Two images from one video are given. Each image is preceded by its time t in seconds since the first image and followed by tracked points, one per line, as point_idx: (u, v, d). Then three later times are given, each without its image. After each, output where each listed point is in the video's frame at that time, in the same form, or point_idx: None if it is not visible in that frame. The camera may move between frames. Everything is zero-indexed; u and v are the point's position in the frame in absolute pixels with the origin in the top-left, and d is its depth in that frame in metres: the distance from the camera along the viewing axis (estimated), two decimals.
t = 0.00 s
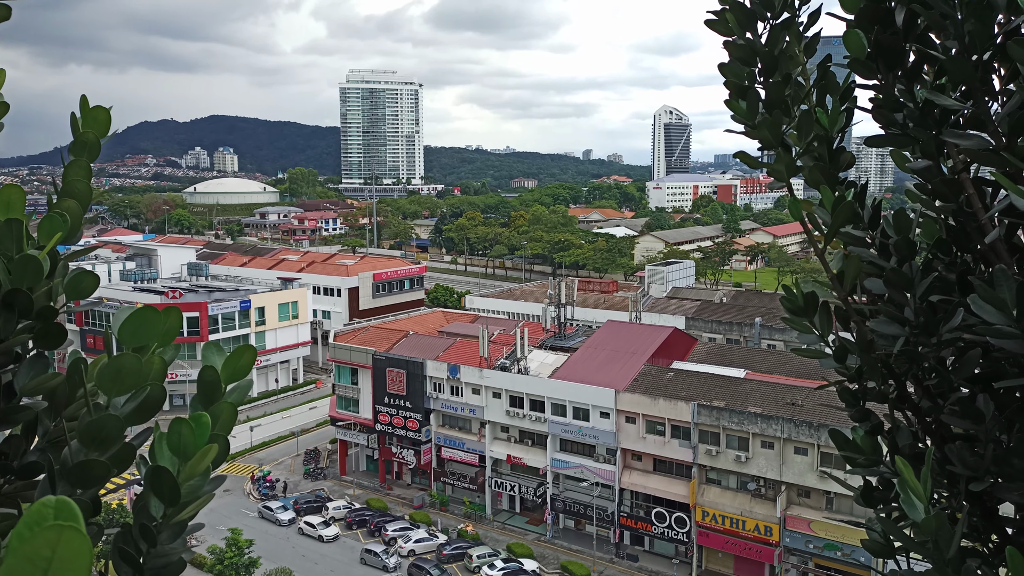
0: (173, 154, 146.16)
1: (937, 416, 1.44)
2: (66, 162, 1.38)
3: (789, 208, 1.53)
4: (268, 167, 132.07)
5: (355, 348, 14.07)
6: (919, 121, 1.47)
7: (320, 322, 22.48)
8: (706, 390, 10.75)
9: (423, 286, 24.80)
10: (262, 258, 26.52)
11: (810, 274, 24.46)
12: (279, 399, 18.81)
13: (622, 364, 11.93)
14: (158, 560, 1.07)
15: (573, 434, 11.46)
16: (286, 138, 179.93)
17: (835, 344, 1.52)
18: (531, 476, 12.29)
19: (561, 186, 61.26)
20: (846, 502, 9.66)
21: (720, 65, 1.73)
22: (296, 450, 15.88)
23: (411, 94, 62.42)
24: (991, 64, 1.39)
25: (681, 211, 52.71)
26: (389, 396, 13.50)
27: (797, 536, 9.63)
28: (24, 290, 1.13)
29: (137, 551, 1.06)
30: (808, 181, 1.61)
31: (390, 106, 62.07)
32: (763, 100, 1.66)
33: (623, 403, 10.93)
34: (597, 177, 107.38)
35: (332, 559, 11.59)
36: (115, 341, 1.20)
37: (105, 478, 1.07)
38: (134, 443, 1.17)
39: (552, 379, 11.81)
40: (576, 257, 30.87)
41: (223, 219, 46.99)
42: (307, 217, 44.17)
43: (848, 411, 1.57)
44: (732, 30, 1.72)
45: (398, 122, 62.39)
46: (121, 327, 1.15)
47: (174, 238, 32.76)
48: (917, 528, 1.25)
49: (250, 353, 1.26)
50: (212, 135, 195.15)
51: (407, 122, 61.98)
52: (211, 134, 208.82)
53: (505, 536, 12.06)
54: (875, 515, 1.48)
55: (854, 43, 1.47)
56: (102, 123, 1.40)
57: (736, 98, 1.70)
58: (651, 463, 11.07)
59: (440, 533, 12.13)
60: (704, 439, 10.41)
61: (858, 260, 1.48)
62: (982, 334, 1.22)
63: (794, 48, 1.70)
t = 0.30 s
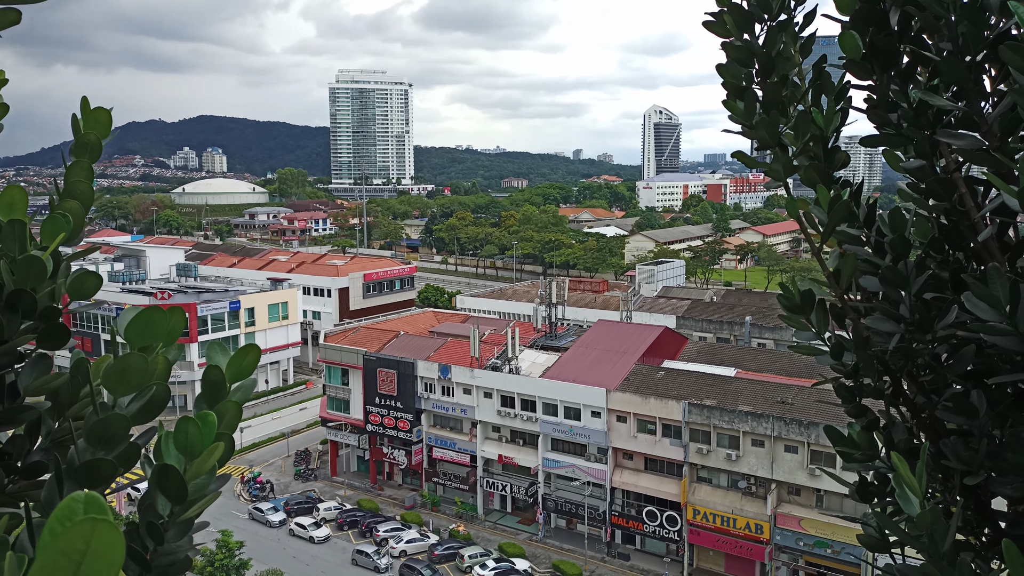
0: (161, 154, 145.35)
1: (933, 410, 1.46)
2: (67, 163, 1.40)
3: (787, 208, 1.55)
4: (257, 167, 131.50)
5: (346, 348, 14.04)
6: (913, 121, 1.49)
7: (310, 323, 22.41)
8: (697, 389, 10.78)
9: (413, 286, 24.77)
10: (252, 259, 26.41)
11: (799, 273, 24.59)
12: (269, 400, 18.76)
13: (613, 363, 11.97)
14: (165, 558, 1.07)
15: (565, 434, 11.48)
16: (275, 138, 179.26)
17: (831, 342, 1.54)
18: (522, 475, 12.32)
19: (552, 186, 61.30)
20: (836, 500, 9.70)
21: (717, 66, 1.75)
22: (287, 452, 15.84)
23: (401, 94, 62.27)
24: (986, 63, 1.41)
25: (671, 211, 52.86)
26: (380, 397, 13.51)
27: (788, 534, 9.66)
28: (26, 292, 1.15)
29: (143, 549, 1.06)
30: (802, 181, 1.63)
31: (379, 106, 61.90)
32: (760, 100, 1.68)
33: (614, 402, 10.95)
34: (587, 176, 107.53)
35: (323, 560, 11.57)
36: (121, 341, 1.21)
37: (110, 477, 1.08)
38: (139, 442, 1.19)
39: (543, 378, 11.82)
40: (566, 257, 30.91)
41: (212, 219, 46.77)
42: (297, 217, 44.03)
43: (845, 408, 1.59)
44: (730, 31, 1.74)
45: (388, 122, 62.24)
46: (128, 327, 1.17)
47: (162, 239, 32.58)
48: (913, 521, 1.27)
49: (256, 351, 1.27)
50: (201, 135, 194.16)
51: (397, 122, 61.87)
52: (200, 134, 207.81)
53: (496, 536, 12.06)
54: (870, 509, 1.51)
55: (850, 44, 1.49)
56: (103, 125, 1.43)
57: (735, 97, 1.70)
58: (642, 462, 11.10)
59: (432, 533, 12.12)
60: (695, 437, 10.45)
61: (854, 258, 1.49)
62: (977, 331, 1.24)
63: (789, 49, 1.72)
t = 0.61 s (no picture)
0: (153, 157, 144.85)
1: (929, 411, 1.49)
2: (77, 165, 1.44)
3: (785, 211, 1.57)
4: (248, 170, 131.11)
5: (338, 352, 14.02)
6: (909, 127, 1.52)
7: (302, 327, 22.36)
8: (689, 393, 10.82)
9: (406, 290, 24.75)
10: (244, 263, 26.34)
11: (789, 277, 24.74)
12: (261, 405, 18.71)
13: (606, 367, 11.99)
14: (176, 558, 1.09)
15: (557, 438, 11.49)
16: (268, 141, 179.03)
17: (830, 343, 1.57)
18: (515, 479, 12.32)
19: (544, 190, 61.34)
20: (827, 502, 9.74)
21: (717, 72, 1.78)
22: (279, 456, 15.79)
23: (393, 98, 62.25)
24: (985, 68, 1.44)
25: (663, 215, 53.08)
26: (373, 401, 13.50)
27: (780, 537, 9.76)
28: (37, 295, 1.20)
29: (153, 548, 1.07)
30: (800, 185, 1.65)
31: (372, 110, 61.86)
32: (759, 105, 1.70)
33: (607, 406, 10.98)
34: (580, 180, 107.72)
35: (315, 565, 11.54)
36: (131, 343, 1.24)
37: (121, 478, 1.11)
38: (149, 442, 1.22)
39: (536, 382, 11.83)
40: (559, 261, 30.93)
41: (203, 223, 46.63)
42: (289, 221, 43.96)
43: (844, 408, 1.62)
44: (729, 37, 1.76)
45: (380, 125, 62.19)
46: (138, 328, 1.20)
47: (153, 243, 32.46)
48: (911, 521, 1.29)
49: (264, 354, 1.30)
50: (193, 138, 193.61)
51: (389, 126, 61.83)
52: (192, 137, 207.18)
53: (489, 540, 12.05)
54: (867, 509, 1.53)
55: (848, 51, 1.52)
56: (112, 127, 1.46)
57: (734, 104, 1.74)
58: (635, 466, 11.12)
59: (425, 538, 12.10)
60: (688, 441, 10.48)
61: (853, 262, 1.52)
62: (974, 333, 1.26)
63: (787, 55, 1.75)
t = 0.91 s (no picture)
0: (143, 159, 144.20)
1: (924, 412, 1.52)
2: (85, 171, 1.46)
3: (783, 215, 1.60)
4: (239, 172, 130.66)
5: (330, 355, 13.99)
6: (905, 133, 1.55)
7: (294, 329, 22.31)
8: (681, 395, 10.86)
9: (397, 292, 24.72)
10: (234, 265, 26.25)
11: (780, 279, 24.85)
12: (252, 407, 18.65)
13: (598, 369, 12.02)
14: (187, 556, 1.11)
15: (549, 440, 11.51)
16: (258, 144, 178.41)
17: (828, 345, 1.59)
18: (507, 482, 12.33)
19: (535, 192, 61.40)
20: (819, 503, 9.80)
21: (715, 78, 1.80)
22: (270, 459, 15.75)
23: (385, 100, 62.16)
24: (979, 74, 1.47)
25: (654, 217, 53.23)
26: (364, 404, 13.49)
27: (771, 538, 9.80)
28: (48, 299, 1.24)
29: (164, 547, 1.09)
30: (796, 189, 1.68)
31: (363, 112, 61.77)
32: (757, 112, 1.73)
33: (599, 408, 11.00)
34: (571, 182, 107.88)
35: (306, 568, 11.51)
36: (140, 347, 1.26)
37: (132, 479, 1.14)
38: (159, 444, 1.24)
39: (528, 385, 11.84)
40: (550, 263, 30.97)
41: (193, 225, 46.43)
42: (280, 223, 43.88)
43: (840, 409, 1.65)
44: (727, 45, 1.79)
45: (371, 127, 62.11)
46: (150, 332, 1.22)
47: (142, 245, 32.29)
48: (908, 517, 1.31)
49: (272, 357, 1.32)
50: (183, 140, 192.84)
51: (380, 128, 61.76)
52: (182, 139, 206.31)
53: (481, 543, 12.05)
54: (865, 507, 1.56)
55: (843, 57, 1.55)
56: (119, 133, 1.48)
57: (732, 110, 1.76)
58: (627, 468, 11.16)
59: (416, 541, 12.09)
60: (679, 443, 10.52)
61: (850, 265, 1.55)
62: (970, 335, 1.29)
63: (782, 62, 1.77)
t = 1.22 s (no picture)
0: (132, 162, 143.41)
1: (917, 409, 1.54)
2: (85, 174, 1.47)
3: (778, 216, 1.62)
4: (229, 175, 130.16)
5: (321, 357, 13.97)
6: (896, 133, 1.57)
7: (285, 332, 22.24)
8: (672, 395, 10.90)
9: (389, 294, 24.68)
10: (225, 268, 26.15)
11: (770, 279, 24.96)
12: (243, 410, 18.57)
13: (589, 370, 12.04)
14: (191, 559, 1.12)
15: (541, 441, 11.53)
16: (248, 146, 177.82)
17: (821, 343, 1.61)
18: (499, 483, 12.34)
19: (526, 193, 61.43)
20: (810, 502, 9.84)
21: (709, 81, 1.82)
22: (261, 462, 15.69)
23: (375, 102, 62.05)
24: (967, 78, 1.50)
25: (645, 218, 53.33)
26: (356, 406, 13.47)
27: (763, 538, 9.86)
28: (51, 302, 1.25)
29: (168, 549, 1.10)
30: (789, 191, 1.69)
31: (354, 113, 61.65)
32: (750, 115, 1.74)
33: (591, 409, 11.02)
34: (562, 184, 108.01)
35: (299, 572, 11.48)
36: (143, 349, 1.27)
37: (136, 482, 1.15)
38: (163, 445, 1.25)
39: (520, 386, 11.85)
40: (542, 264, 31.00)
41: (183, 228, 46.26)
42: (271, 226, 43.76)
43: (834, 405, 1.67)
44: (720, 48, 1.81)
45: (362, 129, 61.98)
46: (155, 333, 1.23)
47: (132, 248, 32.11)
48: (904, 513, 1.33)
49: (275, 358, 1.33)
50: (172, 142, 191.92)
51: (371, 130, 61.64)
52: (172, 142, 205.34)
53: (474, 545, 12.05)
54: (860, 504, 1.58)
55: (835, 60, 1.58)
56: (119, 137, 1.49)
57: (725, 113, 1.78)
58: (619, 469, 11.19)
59: (409, 543, 12.08)
60: (671, 443, 10.55)
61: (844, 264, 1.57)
62: (960, 332, 1.31)
63: (774, 65, 1.80)
